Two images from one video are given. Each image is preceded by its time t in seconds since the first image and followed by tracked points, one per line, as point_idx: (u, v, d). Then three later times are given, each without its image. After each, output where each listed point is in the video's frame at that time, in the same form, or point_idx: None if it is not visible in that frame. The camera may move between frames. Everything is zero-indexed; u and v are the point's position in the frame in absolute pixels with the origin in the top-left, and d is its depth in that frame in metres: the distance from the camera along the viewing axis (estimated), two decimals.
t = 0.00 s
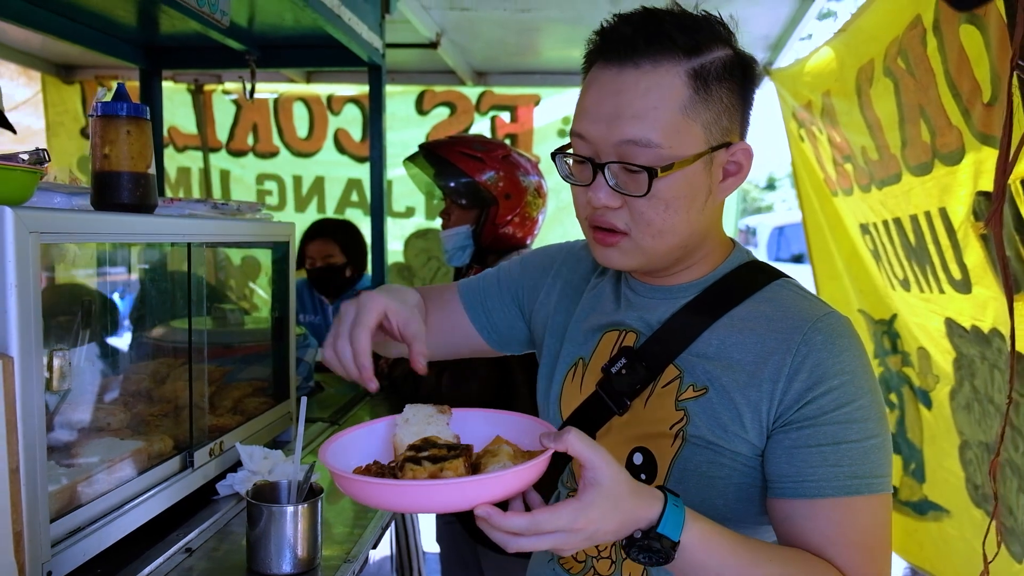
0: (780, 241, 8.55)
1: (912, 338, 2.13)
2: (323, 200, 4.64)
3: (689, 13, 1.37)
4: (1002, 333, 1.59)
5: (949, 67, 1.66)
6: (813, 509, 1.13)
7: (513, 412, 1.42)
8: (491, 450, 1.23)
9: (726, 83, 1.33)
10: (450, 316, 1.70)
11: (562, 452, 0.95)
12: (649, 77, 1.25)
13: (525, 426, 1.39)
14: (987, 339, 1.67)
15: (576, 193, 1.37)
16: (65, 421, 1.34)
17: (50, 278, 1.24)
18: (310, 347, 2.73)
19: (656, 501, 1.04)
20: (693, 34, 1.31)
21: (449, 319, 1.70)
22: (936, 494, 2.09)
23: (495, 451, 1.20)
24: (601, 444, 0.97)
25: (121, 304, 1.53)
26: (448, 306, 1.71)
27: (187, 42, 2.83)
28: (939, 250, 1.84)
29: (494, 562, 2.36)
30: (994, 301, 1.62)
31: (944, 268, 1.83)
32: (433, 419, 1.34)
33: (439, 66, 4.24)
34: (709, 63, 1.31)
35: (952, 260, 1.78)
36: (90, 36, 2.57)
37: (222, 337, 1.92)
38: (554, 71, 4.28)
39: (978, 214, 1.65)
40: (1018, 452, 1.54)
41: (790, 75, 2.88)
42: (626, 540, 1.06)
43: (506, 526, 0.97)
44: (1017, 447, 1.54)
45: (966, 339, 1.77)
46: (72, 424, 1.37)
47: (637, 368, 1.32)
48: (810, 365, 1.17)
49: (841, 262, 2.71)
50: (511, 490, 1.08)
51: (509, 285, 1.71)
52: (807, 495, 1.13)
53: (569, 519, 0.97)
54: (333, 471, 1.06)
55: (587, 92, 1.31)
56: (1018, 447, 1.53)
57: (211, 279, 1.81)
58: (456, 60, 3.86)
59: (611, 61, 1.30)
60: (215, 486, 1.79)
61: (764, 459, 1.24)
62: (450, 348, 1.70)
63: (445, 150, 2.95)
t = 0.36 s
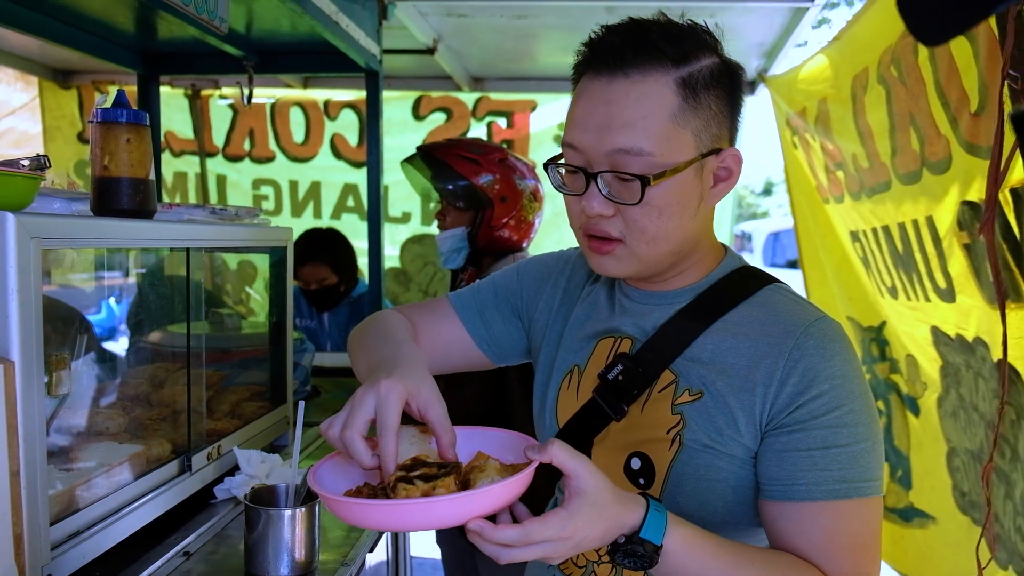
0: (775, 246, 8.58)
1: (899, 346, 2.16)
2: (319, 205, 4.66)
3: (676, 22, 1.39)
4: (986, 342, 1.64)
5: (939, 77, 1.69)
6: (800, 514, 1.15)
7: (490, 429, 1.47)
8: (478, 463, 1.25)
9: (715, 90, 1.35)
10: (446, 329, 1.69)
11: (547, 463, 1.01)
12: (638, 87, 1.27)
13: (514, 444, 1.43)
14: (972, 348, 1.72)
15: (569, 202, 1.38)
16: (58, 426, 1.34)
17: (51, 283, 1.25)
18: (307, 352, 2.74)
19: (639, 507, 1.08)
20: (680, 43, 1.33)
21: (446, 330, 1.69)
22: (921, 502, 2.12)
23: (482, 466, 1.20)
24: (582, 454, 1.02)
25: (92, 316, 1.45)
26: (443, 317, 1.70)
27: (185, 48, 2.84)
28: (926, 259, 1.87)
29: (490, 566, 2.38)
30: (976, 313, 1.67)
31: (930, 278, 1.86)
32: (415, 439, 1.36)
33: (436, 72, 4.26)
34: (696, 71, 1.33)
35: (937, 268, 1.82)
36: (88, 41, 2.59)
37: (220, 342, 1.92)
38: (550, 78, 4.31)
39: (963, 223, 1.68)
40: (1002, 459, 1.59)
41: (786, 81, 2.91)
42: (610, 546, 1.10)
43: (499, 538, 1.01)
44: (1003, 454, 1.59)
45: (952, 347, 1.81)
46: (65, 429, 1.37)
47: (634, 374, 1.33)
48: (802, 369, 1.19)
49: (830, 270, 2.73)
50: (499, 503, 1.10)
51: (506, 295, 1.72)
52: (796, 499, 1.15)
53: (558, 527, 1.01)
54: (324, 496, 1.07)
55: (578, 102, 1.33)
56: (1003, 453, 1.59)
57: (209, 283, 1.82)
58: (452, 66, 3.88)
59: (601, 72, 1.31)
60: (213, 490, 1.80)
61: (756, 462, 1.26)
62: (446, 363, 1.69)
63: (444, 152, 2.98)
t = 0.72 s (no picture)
0: (770, 251, 8.62)
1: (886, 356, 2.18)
2: (315, 210, 4.67)
3: (665, 28, 1.40)
4: (971, 351, 1.65)
5: (932, 83, 1.70)
6: (792, 517, 1.15)
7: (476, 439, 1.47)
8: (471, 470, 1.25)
9: (705, 94, 1.37)
10: (442, 337, 1.69)
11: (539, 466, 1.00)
12: (631, 92, 1.28)
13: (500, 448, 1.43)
14: (955, 358, 1.73)
15: (563, 209, 1.38)
16: (53, 431, 1.32)
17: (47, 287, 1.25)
18: (303, 357, 2.74)
19: (631, 510, 1.09)
20: (670, 47, 1.34)
21: (441, 338, 1.69)
22: (903, 510, 2.13)
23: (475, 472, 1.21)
24: (574, 456, 1.02)
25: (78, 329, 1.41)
26: (437, 324, 1.71)
27: (183, 52, 2.84)
28: (913, 266, 1.89)
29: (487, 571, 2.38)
30: (961, 320, 1.68)
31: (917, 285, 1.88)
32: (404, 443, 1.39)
33: (434, 77, 4.27)
34: (687, 75, 1.34)
35: (924, 276, 1.84)
36: (84, 46, 2.59)
37: (217, 346, 1.92)
38: (547, 83, 4.32)
39: (951, 232, 1.68)
40: (985, 467, 1.62)
41: (782, 87, 2.92)
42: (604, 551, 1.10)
43: (494, 540, 1.00)
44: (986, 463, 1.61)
45: (933, 356, 1.84)
46: (60, 433, 1.36)
47: (626, 379, 1.33)
48: (792, 372, 1.20)
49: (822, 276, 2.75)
50: (493, 506, 1.10)
51: (500, 301, 1.72)
52: (787, 502, 1.16)
53: (552, 528, 1.01)
54: (314, 501, 1.06)
55: (570, 109, 1.34)
56: (986, 462, 1.61)
57: (206, 288, 1.82)
58: (449, 71, 3.89)
59: (593, 78, 1.32)
60: (210, 495, 1.79)
61: (748, 466, 1.26)
62: (442, 371, 1.69)
63: (439, 160, 2.97)
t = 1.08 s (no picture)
0: (767, 255, 8.61)
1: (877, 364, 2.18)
2: (312, 213, 4.65)
3: (667, 27, 1.40)
4: (961, 358, 1.64)
5: (930, 88, 1.69)
6: (798, 524, 1.14)
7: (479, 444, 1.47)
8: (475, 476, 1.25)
9: (708, 93, 1.36)
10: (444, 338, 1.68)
11: (544, 471, 1.00)
12: (634, 90, 1.28)
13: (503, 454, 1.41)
14: (944, 365, 1.72)
15: (564, 210, 1.37)
16: (48, 434, 1.30)
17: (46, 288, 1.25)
18: (300, 360, 2.72)
19: (636, 517, 1.08)
20: (673, 46, 1.34)
21: (443, 341, 1.67)
22: (893, 518, 2.13)
23: (479, 477, 1.21)
24: (578, 461, 1.02)
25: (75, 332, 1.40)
26: (439, 326, 1.69)
27: (181, 54, 2.83)
28: (904, 270, 1.88)
29: None
30: (951, 327, 1.67)
31: (909, 291, 1.87)
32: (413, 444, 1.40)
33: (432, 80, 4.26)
34: (690, 73, 1.34)
35: (916, 283, 1.83)
36: (80, 47, 2.57)
37: (214, 350, 1.91)
38: (545, 86, 4.31)
39: (945, 236, 1.66)
40: (974, 477, 1.61)
41: (781, 90, 2.92)
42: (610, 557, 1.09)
43: (500, 545, 1.00)
44: (974, 471, 1.61)
45: (921, 364, 1.84)
46: (56, 436, 1.34)
47: (630, 385, 1.31)
48: (798, 378, 1.19)
49: (816, 277, 2.76)
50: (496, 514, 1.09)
51: (502, 303, 1.71)
52: (793, 509, 1.15)
53: (558, 534, 1.00)
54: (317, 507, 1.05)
55: (572, 108, 1.34)
56: (975, 471, 1.60)
57: (203, 290, 1.80)
58: (447, 73, 3.88)
59: (595, 76, 1.32)
60: (206, 500, 1.77)
61: (753, 472, 1.25)
62: (443, 373, 1.68)
63: (469, 159, 3.01)
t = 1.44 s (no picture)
0: (765, 258, 8.59)
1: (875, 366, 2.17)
2: (309, 214, 4.62)
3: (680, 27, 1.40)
4: (961, 363, 1.62)
5: (934, 89, 1.67)
6: (824, 534, 1.12)
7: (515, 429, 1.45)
8: (499, 468, 1.21)
9: (716, 90, 1.35)
10: (440, 344, 1.65)
11: (573, 470, 0.96)
12: (638, 84, 1.27)
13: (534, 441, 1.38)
14: (943, 369, 1.71)
15: (564, 207, 1.36)
16: (43, 436, 1.29)
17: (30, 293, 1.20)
18: (298, 363, 2.69)
19: (668, 521, 1.04)
20: (682, 44, 1.34)
21: (439, 346, 1.65)
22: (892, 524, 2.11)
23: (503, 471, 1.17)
24: (608, 462, 0.98)
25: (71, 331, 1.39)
26: (436, 331, 1.66)
27: (178, 53, 2.81)
28: (904, 272, 1.87)
29: None
30: (952, 331, 1.65)
31: (909, 293, 1.85)
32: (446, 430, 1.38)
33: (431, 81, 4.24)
34: (698, 70, 1.32)
35: (916, 286, 1.81)
36: (76, 47, 2.54)
37: (210, 352, 1.88)
38: (545, 87, 4.29)
39: (947, 239, 1.64)
40: (972, 483, 1.58)
41: (782, 92, 2.90)
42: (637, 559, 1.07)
43: (518, 546, 0.97)
44: (972, 476, 1.59)
45: (919, 369, 1.83)
46: (51, 438, 1.32)
47: (637, 396, 1.29)
48: (814, 386, 1.17)
49: (814, 280, 2.75)
50: (522, 511, 1.07)
51: (500, 307, 1.69)
52: (817, 519, 1.13)
53: (580, 537, 0.97)
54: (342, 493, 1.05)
55: (577, 103, 1.33)
56: (973, 477, 1.58)
57: (199, 292, 1.78)
58: (446, 74, 3.85)
59: (601, 71, 1.31)
60: (202, 505, 1.74)
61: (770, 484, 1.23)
62: (440, 379, 1.66)
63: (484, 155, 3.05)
